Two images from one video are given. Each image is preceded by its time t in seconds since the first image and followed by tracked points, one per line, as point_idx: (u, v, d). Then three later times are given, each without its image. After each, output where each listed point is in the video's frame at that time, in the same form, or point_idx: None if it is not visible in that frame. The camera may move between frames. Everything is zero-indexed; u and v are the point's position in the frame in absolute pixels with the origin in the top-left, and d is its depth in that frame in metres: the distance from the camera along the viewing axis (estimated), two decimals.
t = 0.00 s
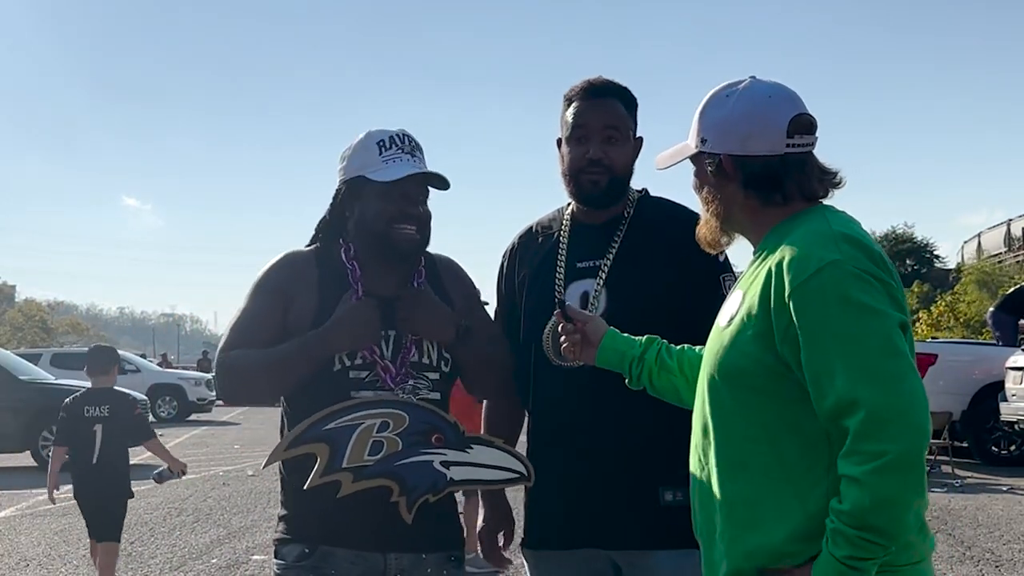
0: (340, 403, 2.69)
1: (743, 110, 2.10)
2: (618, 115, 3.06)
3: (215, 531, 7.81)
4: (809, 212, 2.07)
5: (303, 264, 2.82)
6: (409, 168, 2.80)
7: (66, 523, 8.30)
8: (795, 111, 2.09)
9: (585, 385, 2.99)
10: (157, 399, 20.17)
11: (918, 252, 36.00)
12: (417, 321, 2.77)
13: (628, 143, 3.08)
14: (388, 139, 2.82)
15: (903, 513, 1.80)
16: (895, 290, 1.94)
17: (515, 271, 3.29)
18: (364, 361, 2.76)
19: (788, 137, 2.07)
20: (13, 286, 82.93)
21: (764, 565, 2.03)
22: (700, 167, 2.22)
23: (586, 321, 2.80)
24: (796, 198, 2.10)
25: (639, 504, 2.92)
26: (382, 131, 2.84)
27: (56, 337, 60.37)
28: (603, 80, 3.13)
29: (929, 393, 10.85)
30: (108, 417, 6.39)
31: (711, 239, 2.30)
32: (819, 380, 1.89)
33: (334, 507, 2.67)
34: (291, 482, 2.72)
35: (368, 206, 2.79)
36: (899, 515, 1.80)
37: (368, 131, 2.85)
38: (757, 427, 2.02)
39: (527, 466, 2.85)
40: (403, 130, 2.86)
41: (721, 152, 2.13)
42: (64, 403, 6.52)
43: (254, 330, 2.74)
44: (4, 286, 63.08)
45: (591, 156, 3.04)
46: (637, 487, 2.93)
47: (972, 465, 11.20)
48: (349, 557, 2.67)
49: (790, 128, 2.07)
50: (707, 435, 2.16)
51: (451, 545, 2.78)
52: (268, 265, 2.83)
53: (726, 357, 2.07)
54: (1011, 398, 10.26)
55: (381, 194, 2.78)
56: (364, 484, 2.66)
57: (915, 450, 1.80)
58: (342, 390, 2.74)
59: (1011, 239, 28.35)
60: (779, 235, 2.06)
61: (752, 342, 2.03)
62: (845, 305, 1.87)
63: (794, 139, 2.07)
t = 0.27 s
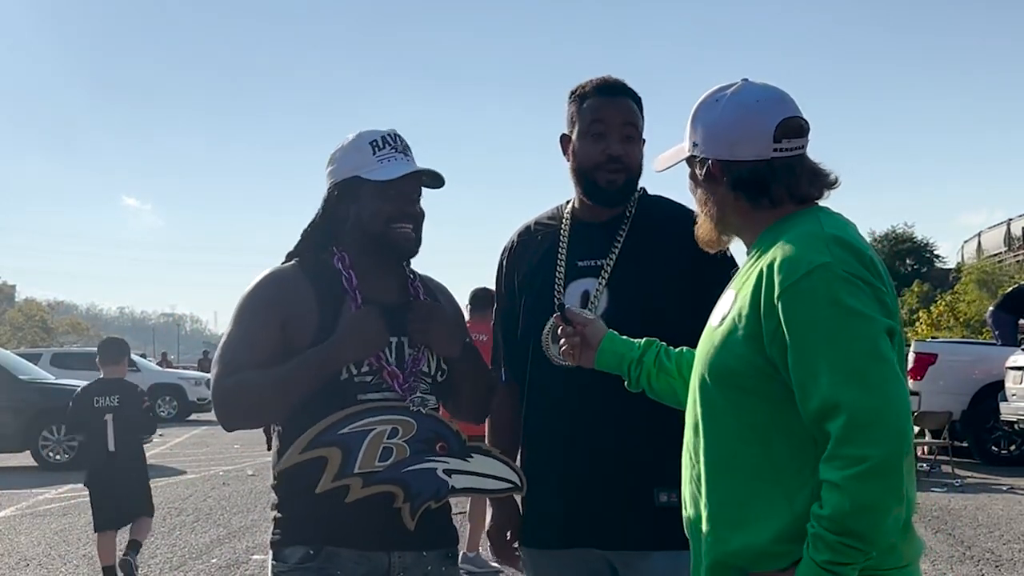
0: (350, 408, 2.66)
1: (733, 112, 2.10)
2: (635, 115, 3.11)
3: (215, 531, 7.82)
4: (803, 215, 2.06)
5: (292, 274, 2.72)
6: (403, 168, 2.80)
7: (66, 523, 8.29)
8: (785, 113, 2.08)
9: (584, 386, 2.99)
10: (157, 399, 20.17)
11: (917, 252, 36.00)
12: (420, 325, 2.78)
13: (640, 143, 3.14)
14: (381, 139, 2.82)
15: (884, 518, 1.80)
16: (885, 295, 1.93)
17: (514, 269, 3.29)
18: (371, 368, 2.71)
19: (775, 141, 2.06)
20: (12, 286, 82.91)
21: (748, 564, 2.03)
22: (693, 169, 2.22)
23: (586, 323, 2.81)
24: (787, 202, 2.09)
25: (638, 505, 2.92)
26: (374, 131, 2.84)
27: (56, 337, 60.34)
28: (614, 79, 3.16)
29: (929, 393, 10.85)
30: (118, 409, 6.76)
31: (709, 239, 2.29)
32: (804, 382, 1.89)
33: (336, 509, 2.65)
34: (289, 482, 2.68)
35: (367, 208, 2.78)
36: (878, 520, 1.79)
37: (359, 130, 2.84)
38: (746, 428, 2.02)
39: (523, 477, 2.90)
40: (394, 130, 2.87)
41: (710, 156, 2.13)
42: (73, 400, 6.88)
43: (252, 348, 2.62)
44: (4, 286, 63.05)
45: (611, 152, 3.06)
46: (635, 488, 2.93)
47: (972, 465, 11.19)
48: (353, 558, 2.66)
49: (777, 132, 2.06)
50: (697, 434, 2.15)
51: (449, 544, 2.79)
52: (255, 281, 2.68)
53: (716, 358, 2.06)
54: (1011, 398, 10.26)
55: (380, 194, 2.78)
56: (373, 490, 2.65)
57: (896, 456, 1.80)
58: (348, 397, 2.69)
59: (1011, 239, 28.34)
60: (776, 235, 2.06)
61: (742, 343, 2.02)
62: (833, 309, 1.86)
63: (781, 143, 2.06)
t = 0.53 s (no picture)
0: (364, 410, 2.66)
1: (714, 122, 2.10)
2: (635, 116, 3.13)
3: (215, 531, 7.82)
4: (794, 217, 2.04)
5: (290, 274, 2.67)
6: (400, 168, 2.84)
7: (66, 523, 8.29)
8: (766, 116, 2.07)
9: (585, 384, 2.99)
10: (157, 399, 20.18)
11: (917, 252, 36.01)
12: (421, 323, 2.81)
13: (637, 145, 3.15)
14: (374, 138, 2.84)
15: (863, 524, 1.80)
16: (873, 299, 1.92)
17: (508, 273, 3.30)
18: (376, 367, 2.71)
19: (755, 146, 2.05)
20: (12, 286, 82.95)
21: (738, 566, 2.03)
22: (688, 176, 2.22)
23: (602, 313, 2.70)
24: (774, 205, 2.08)
25: (640, 503, 2.92)
26: (364, 132, 2.85)
27: (56, 337, 60.35)
28: (614, 80, 3.18)
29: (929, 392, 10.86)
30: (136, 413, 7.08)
31: (721, 242, 2.28)
32: (787, 386, 1.89)
33: (342, 509, 2.63)
34: (285, 485, 2.66)
35: (368, 208, 2.80)
36: (859, 526, 1.79)
37: (350, 131, 2.85)
38: (737, 429, 2.02)
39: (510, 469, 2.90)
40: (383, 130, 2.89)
41: (698, 165, 2.14)
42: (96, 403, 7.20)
43: (255, 350, 2.56)
44: (3, 286, 63.06)
45: (610, 152, 3.07)
46: (637, 486, 2.93)
47: (972, 465, 11.19)
48: (361, 559, 2.65)
49: (757, 136, 2.05)
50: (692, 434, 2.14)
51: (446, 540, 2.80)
52: (252, 281, 2.63)
53: (710, 360, 2.06)
54: (1011, 398, 10.26)
55: (381, 192, 2.81)
56: (392, 489, 2.64)
57: (875, 462, 1.79)
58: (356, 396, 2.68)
59: (1011, 239, 28.34)
60: (772, 233, 2.05)
61: (733, 345, 2.02)
62: (816, 313, 1.86)
63: (761, 148, 2.05)
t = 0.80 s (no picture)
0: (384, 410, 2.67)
1: (716, 120, 2.11)
2: (623, 115, 3.12)
3: (215, 531, 7.82)
4: (790, 216, 2.05)
5: (290, 273, 2.66)
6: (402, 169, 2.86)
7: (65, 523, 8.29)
8: (768, 115, 2.08)
9: (586, 385, 3.00)
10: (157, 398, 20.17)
11: (917, 252, 36.01)
12: (420, 324, 2.85)
13: (628, 144, 3.15)
14: (374, 138, 2.86)
15: (848, 525, 1.80)
16: (858, 298, 1.91)
17: (505, 276, 3.30)
18: (380, 367, 2.70)
19: (757, 145, 2.06)
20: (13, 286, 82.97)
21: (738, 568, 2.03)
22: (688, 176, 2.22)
23: (619, 319, 2.71)
24: (774, 203, 2.08)
25: (642, 504, 2.93)
26: (365, 131, 2.87)
27: (56, 337, 60.34)
28: (601, 80, 3.17)
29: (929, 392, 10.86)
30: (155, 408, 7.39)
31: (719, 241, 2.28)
32: (772, 387, 1.90)
33: (343, 510, 2.63)
34: (283, 489, 2.66)
35: (369, 208, 2.82)
36: (844, 526, 1.79)
37: (349, 130, 2.86)
38: (731, 430, 2.02)
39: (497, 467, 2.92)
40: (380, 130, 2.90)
41: (698, 163, 2.14)
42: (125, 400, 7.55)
43: (257, 352, 2.55)
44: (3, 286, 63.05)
45: (599, 153, 3.07)
46: (638, 487, 2.93)
47: (972, 464, 11.20)
48: (367, 559, 2.65)
49: (758, 135, 2.06)
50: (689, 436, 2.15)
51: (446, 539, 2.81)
52: (252, 282, 2.62)
53: (705, 363, 2.07)
54: (1011, 398, 10.26)
55: (384, 194, 2.83)
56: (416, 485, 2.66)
57: (855, 462, 1.79)
58: (359, 398, 2.67)
59: (1011, 239, 28.34)
60: (768, 232, 2.05)
61: (725, 346, 2.02)
62: (798, 315, 1.87)
63: (763, 146, 2.05)
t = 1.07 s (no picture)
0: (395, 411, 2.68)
1: (719, 120, 2.11)
2: (609, 111, 3.10)
3: (215, 531, 7.83)
4: (790, 216, 2.05)
5: (291, 272, 2.66)
6: (405, 170, 2.87)
7: (65, 523, 8.29)
8: (771, 115, 2.08)
9: (587, 386, 3.00)
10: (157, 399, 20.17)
11: (917, 252, 36.02)
12: (416, 322, 2.86)
13: (618, 141, 3.13)
14: (374, 138, 2.86)
15: (846, 523, 1.80)
16: (856, 296, 1.91)
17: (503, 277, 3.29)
18: (381, 365, 2.71)
19: (761, 144, 2.06)
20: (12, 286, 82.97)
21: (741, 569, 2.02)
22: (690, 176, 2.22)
23: (624, 322, 2.73)
24: (776, 203, 2.08)
25: (642, 504, 2.93)
26: (365, 131, 2.87)
27: (56, 337, 60.34)
28: (591, 79, 3.16)
29: (929, 392, 10.86)
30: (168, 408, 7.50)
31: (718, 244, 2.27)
32: (770, 386, 1.91)
33: (344, 509, 2.63)
34: (283, 489, 2.66)
35: (370, 206, 2.83)
36: (841, 524, 1.79)
37: (351, 129, 2.87)
38: (732, 429, 2.02)
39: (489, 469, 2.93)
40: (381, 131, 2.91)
41: (701, 162, 2.14)
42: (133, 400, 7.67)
43: (258, 352, 2.55)
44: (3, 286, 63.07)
45: (585, 152, 3.07)
46: (639, 487, 2.94)
47: (972, 465, 11.19)
48: (367, 560, 2.65)
49: (762, 135, 2.06)
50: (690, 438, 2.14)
51: (445, 540, 2.81)
52: (252, 282, 2.62)
53: (706, 364, 2.07)
54: (1010, 398, 10.26)
55: (384, 193, 2.84)
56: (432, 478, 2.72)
57: (852, 459, 1.79)
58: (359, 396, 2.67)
59: (1011, 239, 28.33)
60: (767, 232, 2.05)
61: (725, 346, 2.03)
62: (794, 313, 1.87)
63: (767, 146, 2.06)
